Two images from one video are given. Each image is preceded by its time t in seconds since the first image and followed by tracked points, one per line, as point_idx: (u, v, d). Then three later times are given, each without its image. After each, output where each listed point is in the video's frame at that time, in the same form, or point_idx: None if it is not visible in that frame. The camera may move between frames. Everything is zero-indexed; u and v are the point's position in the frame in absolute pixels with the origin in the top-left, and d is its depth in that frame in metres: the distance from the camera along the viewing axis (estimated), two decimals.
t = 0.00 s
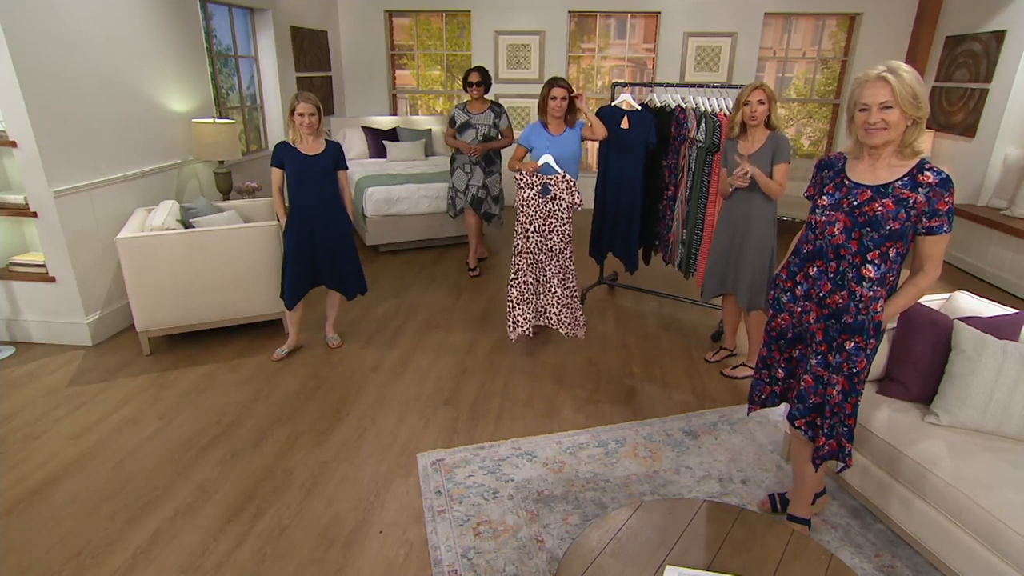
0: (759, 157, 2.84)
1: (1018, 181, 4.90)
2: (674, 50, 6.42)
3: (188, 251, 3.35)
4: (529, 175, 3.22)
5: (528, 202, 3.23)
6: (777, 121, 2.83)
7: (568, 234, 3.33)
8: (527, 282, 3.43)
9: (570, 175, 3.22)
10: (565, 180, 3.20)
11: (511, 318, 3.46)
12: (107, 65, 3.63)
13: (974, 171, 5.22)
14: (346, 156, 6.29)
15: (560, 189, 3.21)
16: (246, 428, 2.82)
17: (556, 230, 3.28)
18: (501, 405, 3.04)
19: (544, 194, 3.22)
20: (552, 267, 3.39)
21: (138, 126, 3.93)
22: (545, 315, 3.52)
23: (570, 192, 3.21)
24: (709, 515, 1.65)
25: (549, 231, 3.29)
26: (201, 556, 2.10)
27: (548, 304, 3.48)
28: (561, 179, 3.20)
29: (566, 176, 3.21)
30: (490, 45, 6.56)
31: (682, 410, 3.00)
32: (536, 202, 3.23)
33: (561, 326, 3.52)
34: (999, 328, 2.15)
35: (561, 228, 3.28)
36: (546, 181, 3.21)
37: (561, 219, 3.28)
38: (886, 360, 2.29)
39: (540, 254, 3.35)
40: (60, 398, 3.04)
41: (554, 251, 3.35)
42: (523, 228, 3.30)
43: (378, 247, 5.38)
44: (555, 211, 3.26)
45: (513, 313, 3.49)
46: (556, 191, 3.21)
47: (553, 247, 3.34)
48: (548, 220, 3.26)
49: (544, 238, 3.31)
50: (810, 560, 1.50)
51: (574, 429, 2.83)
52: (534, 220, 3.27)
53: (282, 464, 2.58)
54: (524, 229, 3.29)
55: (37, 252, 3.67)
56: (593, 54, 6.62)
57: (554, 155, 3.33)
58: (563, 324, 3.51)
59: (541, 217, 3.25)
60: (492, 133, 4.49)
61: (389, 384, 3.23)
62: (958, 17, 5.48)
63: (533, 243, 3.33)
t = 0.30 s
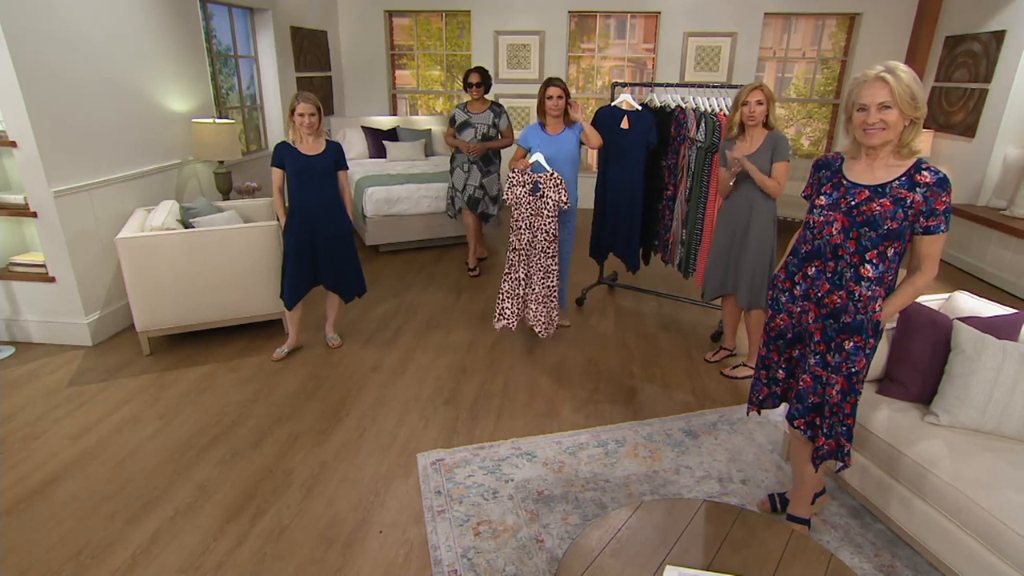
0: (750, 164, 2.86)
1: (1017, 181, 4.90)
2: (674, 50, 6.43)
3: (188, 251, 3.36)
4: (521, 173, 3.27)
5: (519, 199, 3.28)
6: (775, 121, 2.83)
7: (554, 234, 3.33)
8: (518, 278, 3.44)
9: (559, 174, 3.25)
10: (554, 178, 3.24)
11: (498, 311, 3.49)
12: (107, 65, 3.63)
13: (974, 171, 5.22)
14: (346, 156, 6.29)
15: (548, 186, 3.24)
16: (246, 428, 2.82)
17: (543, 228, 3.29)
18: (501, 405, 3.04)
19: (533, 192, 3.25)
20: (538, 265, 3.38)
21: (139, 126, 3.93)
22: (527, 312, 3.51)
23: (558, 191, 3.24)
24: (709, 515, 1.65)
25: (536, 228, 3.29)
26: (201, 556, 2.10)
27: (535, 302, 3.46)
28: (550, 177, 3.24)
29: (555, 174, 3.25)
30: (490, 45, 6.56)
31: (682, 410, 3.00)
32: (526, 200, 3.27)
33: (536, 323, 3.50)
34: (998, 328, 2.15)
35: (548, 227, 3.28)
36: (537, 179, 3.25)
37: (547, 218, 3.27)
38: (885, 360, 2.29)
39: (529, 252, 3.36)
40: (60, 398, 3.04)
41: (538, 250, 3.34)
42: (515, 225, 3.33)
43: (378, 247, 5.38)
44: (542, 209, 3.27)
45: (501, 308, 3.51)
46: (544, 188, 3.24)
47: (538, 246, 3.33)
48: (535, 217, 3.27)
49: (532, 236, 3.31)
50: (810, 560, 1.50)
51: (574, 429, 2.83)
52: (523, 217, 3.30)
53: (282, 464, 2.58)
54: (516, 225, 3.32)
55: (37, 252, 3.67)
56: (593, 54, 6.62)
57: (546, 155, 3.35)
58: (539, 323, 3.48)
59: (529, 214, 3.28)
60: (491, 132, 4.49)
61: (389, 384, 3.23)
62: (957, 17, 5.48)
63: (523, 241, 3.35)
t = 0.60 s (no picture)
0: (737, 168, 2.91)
1: (1017, 180, 4.90)
2: (674, 50, 6.43)
3: (188, 251, 3.36)
4: (516, 177, 3.32)
5: (514, 202, 3.33)
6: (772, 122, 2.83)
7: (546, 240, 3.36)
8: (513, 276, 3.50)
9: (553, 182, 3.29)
10: (548, 185, 3.28)
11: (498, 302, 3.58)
12: (107, 65, 3.63)
13: (974, 171, 5.22)
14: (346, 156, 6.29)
15: (542, 194, 3.28)
16: (246, 428, 2.82)
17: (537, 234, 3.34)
18: (501, 405, 3.04)
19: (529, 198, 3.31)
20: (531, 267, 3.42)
21: (139, 126, 3.93)
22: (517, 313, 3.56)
23: (552, 198, 3.27)
24: (709, 515, 1.65)
25: (531, 234, 3.35)
26: (201, 556, 2.10)
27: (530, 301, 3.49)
28: (545, 185, 3.28)
29: (551, 182, 3.29)
30: (490, 45, 6.56)
31: (682, 410, 3.00)
32: (521, 204, 3.33)
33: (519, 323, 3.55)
34: (998, 328, 2.15)
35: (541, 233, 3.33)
36: (531, 185, 3.31)
37: (542, 222, 3.32)
38: (885, 360, 2.30)
39: (523, 254, 3.41)
40: (60, 398, 3.04)
41: (530, 253, 3.39)
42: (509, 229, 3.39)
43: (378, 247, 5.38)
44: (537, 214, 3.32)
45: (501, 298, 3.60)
46: (538, 194, 3.29)
47: (531, 249, 3.38)
48: (530, 222, 3.33)
49: (527, 239, 3.37)
50: (809, 560, 1.50)
51: (574, 429, 2.83)
52: (518, 220, 3.36)
53: (282, 464, 2.58)
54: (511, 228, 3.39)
55: (37, 252, 3.67)
56: (593, 54, 6.62)
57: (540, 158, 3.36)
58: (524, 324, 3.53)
59: (525, 218, 3.33)
60: (490, 132, 4.49)
61: (389, 384, 3.23)
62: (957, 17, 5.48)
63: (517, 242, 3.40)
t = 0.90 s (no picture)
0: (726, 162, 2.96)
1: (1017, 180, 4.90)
2: (674, 50, 6.43)
3: (188, 251, 3.36)
4: (515, 179, 3.34)
5: (514, 204, 3.35)
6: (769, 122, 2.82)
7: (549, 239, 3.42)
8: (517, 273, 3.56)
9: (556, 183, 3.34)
10: (550, 187, 3.33)
11: (504, 297, 3.65)
12: (107, 65, 3.64)
13: (974, 171, 5.22)
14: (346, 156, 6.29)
15: (545, 195, 3.32)
16: (246, 428, 2.82)
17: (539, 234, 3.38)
18: (501, 405, 3.04)
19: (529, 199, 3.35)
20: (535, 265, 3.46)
21: (139, 126, 3.93)
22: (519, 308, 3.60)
23: (556, 200, 3.33)
24: (709, 514, 1.65)
25: (533, 234, 3.40)
26: (201, 556, 2.10)
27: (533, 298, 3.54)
28: (547, 186, 3.32)
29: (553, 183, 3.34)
30: (490, 45, 6.56)
31: (681, 410, 3.00)
32: (522, 205, 3.35)
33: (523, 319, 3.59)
34: (997, 329, 2.16)
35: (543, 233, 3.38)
36: (531, 186, 3.35)
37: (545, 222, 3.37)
38: (885, 360, 2.30)
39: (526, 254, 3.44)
40: (60, 398, 3.04)
41: (531, 253, 3.43)
42: (512, 227, 3.41)
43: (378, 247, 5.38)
44: (539, 214, 3.37)
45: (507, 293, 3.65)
46: (540, 196, 3.33)
47: (534, 249, 3.42)
48: (532, 223, 3.37)
49: (530, 239, 3.41)
50: (809, 559, 1.50)
51: (574, 429, 2.84)
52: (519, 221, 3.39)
53: (282, 464, 2.58)
54: (513, 228, 3.41)
55: (37, 252, 3.67)
56: (593, 54, 6.62)
57: (539, 159, 3.38)
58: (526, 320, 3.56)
59: (526, 219, 3.37)
60: (491, 133, 4.49)
61: (389, 384, 3.23)
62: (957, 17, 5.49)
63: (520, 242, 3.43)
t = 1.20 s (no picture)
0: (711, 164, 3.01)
1: (1016, 180, 4.91)
2: (674, 50, 6.43)
3: (188, 251, 3.36)
4: (518, 184, 3.40)
5: (518, 207, 3.43)
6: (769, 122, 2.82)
7: (558, 236, 3.52)
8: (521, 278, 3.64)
9: (562, 183, 3.42)
10: (556, 188, 3.40)
11: (508, 304, 3.75)
12: (107, 65, 3.64)
13: (973, 171, 5.23)
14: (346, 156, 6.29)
15: (551, 196, 3.40)
16: (246, 428, 2.82)
17: (547, 233, 3.46)
18: (501, 405, 3.04)
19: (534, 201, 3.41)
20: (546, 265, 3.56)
21: (138, 126, 3.94)
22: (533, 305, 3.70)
23: (563, 200, 3.42)
24: (708, 513, 1.66)
25: (541, 235, 3.47)
26: (201, 556, 2.10)
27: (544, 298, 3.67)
28: (552, 187, 3.39)
29: (558, 183, 3.41)
30: (490, 45, 6.57)
31: (681, 410, 3.00)
32: (526, 208, 3.42)
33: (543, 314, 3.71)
34: (996, 328, 2.16)
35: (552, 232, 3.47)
36: (536, 188, 3.40)
37: (552, 223, 3.46)
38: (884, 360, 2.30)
39: (533, 255, 3.52)
40: (60, 398, 3.04)
41: (540, 254, 3.52)
42: (515, 231, 3.49)
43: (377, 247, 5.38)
44: (546, 216, 3.44)
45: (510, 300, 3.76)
46: (546, 198, 3.40)
47: (541, 251, 3.50)
48: (539, 224, 3.44)
49: (536, 240, 3.47)
50: (808, 558, 1.50)
51: (574, 429, 2.84)
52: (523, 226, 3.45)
53: (282, 463, 2.58)
54: (517, 231, 3.48)
55: (37, 252, 3.67)
56: (592, 54, 6.63)
57: (542, 160, 3.40)
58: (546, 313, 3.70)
59: (533, 221, 3.43)
60: (492, 133, 4.50)
61: (389, 383, 3.23)
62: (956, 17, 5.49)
63: (526, 245, 3.50)
